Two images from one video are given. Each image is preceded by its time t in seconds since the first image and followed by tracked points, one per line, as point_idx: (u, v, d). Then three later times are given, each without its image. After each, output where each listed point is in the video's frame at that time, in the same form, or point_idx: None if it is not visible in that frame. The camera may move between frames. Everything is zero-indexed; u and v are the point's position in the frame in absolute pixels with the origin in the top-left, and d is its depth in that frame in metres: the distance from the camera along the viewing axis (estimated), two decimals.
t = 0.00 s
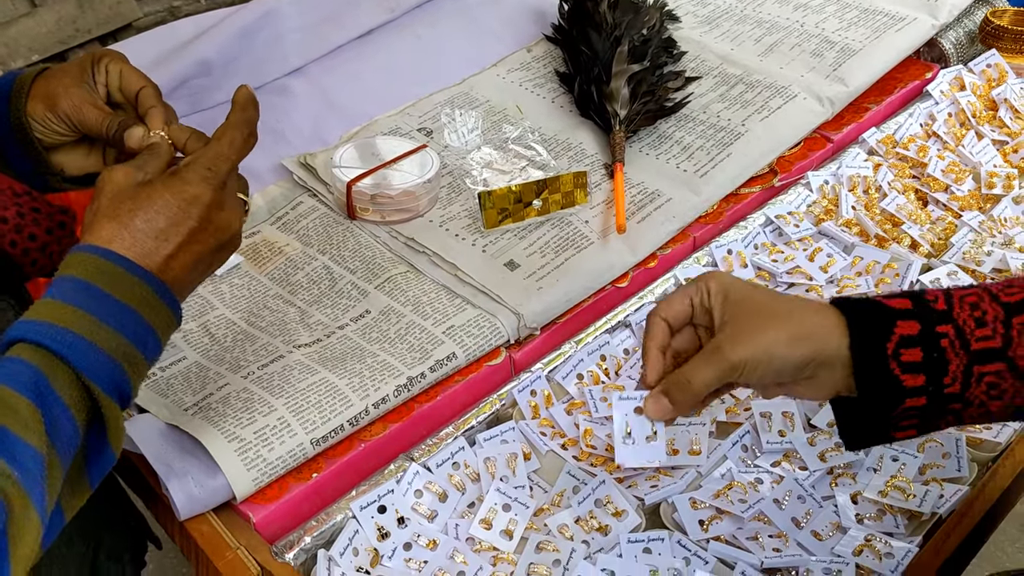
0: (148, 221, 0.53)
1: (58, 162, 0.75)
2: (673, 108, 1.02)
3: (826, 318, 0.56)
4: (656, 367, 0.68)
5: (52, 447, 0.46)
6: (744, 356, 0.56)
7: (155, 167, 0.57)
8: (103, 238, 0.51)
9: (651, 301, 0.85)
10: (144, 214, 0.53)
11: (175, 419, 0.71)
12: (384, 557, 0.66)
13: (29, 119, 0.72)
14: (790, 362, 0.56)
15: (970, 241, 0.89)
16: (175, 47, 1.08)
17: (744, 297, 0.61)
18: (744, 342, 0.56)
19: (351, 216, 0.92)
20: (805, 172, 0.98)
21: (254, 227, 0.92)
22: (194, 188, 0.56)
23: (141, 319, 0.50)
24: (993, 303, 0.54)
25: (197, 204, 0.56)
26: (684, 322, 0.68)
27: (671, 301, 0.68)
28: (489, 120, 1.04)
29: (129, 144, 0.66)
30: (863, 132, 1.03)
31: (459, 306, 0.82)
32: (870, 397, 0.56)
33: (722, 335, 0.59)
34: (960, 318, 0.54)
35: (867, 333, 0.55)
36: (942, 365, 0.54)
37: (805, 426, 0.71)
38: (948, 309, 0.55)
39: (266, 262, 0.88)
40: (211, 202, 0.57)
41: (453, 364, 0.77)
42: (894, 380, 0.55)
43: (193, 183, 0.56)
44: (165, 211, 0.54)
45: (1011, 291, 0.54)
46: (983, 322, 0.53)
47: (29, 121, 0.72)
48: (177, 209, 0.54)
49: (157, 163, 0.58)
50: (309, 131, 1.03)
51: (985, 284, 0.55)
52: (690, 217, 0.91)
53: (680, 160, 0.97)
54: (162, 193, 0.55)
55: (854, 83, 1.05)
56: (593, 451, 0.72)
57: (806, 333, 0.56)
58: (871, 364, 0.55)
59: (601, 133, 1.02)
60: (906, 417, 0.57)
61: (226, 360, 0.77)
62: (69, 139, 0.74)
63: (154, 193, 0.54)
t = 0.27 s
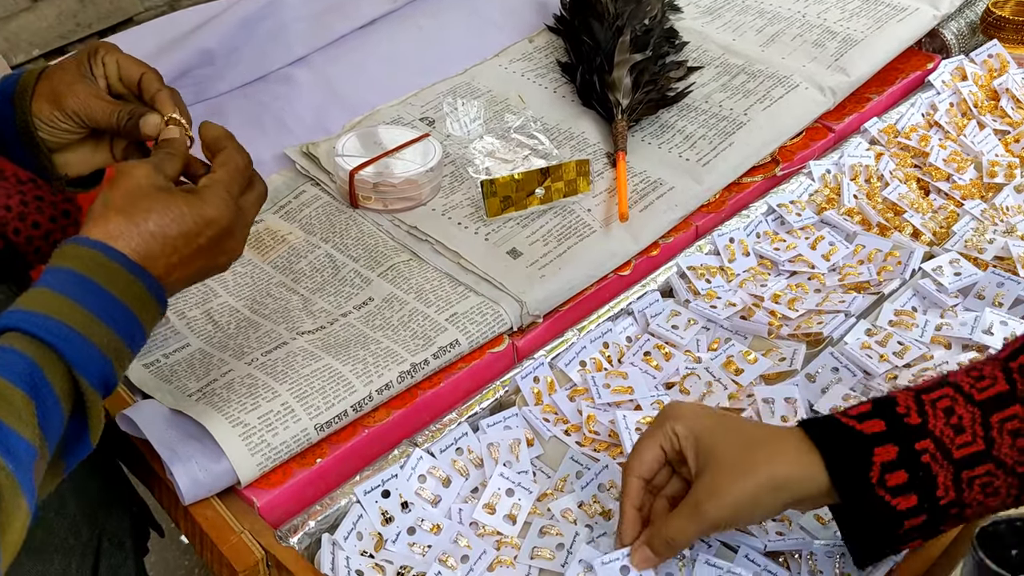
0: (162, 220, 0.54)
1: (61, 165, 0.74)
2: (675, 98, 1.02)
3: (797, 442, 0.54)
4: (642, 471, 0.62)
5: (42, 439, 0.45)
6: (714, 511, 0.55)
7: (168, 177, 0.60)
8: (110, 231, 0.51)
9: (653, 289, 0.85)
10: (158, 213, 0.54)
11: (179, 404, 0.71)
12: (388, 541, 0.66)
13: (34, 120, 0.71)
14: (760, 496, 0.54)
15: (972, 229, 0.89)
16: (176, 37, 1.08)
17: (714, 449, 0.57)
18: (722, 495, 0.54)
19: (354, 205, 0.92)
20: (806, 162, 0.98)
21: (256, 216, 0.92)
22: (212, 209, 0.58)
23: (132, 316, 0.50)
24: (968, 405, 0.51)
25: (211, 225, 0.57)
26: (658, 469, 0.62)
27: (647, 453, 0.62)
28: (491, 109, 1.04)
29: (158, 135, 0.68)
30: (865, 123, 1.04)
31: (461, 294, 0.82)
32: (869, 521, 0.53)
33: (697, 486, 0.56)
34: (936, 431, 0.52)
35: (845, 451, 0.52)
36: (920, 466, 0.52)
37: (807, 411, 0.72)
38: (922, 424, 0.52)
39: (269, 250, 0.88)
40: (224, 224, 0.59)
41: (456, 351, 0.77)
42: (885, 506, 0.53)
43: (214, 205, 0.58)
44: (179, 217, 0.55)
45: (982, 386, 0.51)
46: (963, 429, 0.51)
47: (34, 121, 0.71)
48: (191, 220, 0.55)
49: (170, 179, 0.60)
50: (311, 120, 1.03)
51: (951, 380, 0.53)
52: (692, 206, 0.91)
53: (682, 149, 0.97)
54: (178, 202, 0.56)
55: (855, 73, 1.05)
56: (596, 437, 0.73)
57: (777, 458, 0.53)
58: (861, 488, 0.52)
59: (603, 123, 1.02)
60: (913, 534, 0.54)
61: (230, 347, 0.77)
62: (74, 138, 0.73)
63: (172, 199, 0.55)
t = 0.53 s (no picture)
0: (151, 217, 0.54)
1: (62, 165, 0.74)
2: (674, 87, 1.02)
3: (832, 413, 0.55)
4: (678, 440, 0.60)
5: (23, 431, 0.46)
6: (753, 484, 0.56)
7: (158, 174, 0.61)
8: (95, 227, 0.52)
9: (653, 277, 0.85)
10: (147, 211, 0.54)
11: (180, 392, 0.71)
12: (388, 527, 0.66)
13: (38, 127, 0.71)
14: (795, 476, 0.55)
15: (971, 217, 0.89)
16: (175, 27, 1.08)
17: (753, 421, 0.57)
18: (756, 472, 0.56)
19: (352, 193, 0.92)
20: (805, 151, 0.98)
21: (256, 205, 0.92)
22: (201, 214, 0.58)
23: (113, 309, 0.51)
24: (1009, 387, 0.54)
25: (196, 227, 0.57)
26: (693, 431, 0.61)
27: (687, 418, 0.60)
28: (490, 99, 1.04)
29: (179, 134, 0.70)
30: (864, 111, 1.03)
31: (461, 282, 0.82)
32: (905, 497, 0.55)
33: (732, 457, 0.57)
34: (977, 411, 0.54)
35: (886, 434, 0.54)
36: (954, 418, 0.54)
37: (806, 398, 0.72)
38: (964, 404, 0.54)
39: (268, 239, 0.88)
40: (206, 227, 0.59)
41: (456, 338, 0.77)
42: (924, 484, 0.55)
43: (200, 207, 0.58)
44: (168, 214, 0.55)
45: (1023, 370, 0.54)
46: (1003, 411, 0.54)
47: (35, 128, 0.71)
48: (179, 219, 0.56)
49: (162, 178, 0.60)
50: (311, 110, 1.03)
51: (993, 361, 0.55)
52: (692, 194, 0.91)
53: (681, 138, 0.97)
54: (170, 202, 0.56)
55: (854, 62, 1.04)
56: (595, 424, 0.73)
57: (814, 437, 0.54)
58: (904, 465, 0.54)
59: (602, 112, 1.02)
60: (946, 512, 0.56)
61: (230, 335, 0.77)
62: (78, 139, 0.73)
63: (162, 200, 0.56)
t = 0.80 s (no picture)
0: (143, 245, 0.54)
1: (48, 156, 0.74)
2: (669, 81, 1.02)
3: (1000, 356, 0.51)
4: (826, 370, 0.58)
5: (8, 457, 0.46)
6: (916, 419, 0.51)
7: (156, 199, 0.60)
8: (91, 255, 0.51)
9: (645, 272, 0.85)
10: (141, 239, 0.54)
11: (171, 388, 0.71)
12: (379, 523, 0.66)
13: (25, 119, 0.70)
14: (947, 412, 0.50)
15: (965, 212, 0.88)
16: (168, 21, 1.07)
17: (921, 356, 0.53)
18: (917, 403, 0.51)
19: (346, 188, 0.92)
20: (800, 146, 0.98)
21: (248, 200, 0.92)
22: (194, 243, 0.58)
23: (107, 339, 0.51)
24: None
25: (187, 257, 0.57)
26: (851, 361, 0.58)
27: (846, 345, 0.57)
28: (484, 93, 1.04)
29: (168, 124, 0.72)
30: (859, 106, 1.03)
31: (453, 277, 0.82)
32: None
33: (897, 390, 0.52)
34: None
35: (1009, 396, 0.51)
36: None
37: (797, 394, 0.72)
38: None
39: (260, 234, 0.88)
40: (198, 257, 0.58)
41: (448, 334, 0.77)
42: None
43: (192, 235, 0.58)
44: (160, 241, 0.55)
45: None
46: None
47: (23, 120, 0.70)
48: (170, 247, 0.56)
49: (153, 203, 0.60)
50: (304, 104, 1.03)
51: None
52: (685, 189, 0.91)
53: (675, 133, 0.97)
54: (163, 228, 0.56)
55: (849, 56, 1.04)
56: (587, 419, 0.73)
57: (985, 372, 0.50)
58: None
59: (596, 106, 1.02)
60: None
61: (221, 330, 0.77)
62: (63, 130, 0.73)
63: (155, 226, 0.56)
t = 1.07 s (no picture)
0: (271, 459, 0.43)
1: (20, 154, 0.74)
2: (660, 78, 1.02)
3: None
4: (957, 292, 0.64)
5: None
6: None
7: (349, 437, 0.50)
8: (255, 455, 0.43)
9: (635, 269, 0.85)
10: (293, 455, 0.44)
11: (159, 384, 0.71)
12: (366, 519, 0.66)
13: None
14: None
15: (955, 209, 0.89)
16: (162, 15, 1.05)
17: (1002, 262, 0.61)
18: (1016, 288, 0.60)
19: (336, 185, 0.92)
20: (791, 142, 0.98)
21: (238, 196, 0.92)
22: (384, 446, 0.47)
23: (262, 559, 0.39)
24: None
25: (376, 474, 0.46)
26: (970, 292, 0.64)
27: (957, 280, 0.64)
28: (475, 90, 1.04)
29: (140, 120, 0.73)
30: (851, 102, 1.03)
31: (442, 274, 0.82)
32: None
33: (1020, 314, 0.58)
34: None
35: None
36: None
37: (784, 390, 0.72)
38: None
39: (250, 231, 0.88)
40: (392, 465, 0.47)
41: (437, 330, 0.77)
42: None
43: (386, 442, 0.47)
44: (342, 480, 0.44)
45: None
46: None
47: None
48: (357, 494, 0.44)
49: (408, 455, 0.51)
50: (295, 101, 1.02)
51: None
52: (675, 186, 0.91)
53: (666, 129, 0.97)
54: (332, 439, 0.46)
55: (841, 52, 1.04)
56: (575, 415, 0.73)
57: None
58: None
59: (587, 103, 1.01)
60: None
61: (210, 327, 0.77)
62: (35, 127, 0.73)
63: (338, 434, 0.46)
